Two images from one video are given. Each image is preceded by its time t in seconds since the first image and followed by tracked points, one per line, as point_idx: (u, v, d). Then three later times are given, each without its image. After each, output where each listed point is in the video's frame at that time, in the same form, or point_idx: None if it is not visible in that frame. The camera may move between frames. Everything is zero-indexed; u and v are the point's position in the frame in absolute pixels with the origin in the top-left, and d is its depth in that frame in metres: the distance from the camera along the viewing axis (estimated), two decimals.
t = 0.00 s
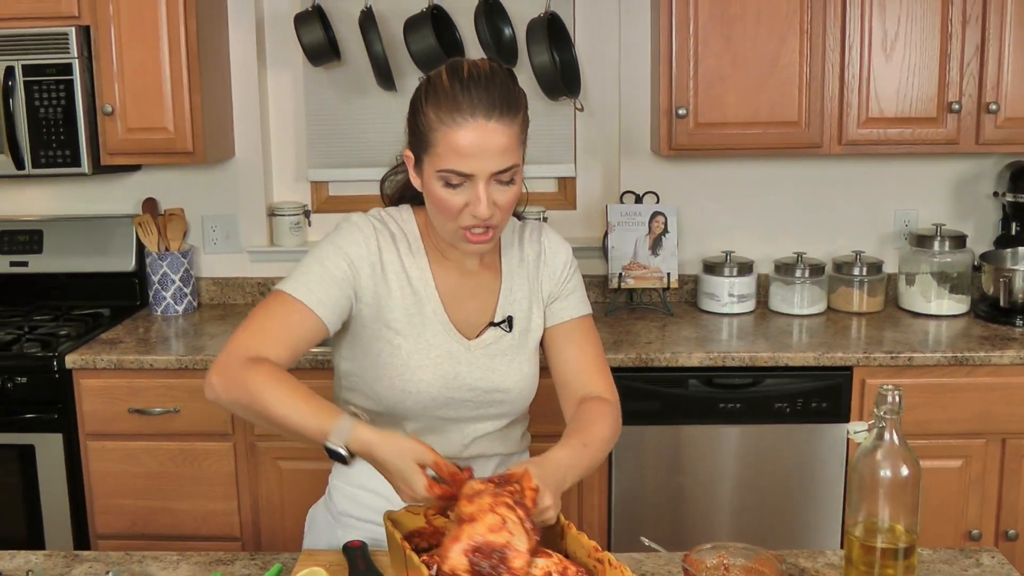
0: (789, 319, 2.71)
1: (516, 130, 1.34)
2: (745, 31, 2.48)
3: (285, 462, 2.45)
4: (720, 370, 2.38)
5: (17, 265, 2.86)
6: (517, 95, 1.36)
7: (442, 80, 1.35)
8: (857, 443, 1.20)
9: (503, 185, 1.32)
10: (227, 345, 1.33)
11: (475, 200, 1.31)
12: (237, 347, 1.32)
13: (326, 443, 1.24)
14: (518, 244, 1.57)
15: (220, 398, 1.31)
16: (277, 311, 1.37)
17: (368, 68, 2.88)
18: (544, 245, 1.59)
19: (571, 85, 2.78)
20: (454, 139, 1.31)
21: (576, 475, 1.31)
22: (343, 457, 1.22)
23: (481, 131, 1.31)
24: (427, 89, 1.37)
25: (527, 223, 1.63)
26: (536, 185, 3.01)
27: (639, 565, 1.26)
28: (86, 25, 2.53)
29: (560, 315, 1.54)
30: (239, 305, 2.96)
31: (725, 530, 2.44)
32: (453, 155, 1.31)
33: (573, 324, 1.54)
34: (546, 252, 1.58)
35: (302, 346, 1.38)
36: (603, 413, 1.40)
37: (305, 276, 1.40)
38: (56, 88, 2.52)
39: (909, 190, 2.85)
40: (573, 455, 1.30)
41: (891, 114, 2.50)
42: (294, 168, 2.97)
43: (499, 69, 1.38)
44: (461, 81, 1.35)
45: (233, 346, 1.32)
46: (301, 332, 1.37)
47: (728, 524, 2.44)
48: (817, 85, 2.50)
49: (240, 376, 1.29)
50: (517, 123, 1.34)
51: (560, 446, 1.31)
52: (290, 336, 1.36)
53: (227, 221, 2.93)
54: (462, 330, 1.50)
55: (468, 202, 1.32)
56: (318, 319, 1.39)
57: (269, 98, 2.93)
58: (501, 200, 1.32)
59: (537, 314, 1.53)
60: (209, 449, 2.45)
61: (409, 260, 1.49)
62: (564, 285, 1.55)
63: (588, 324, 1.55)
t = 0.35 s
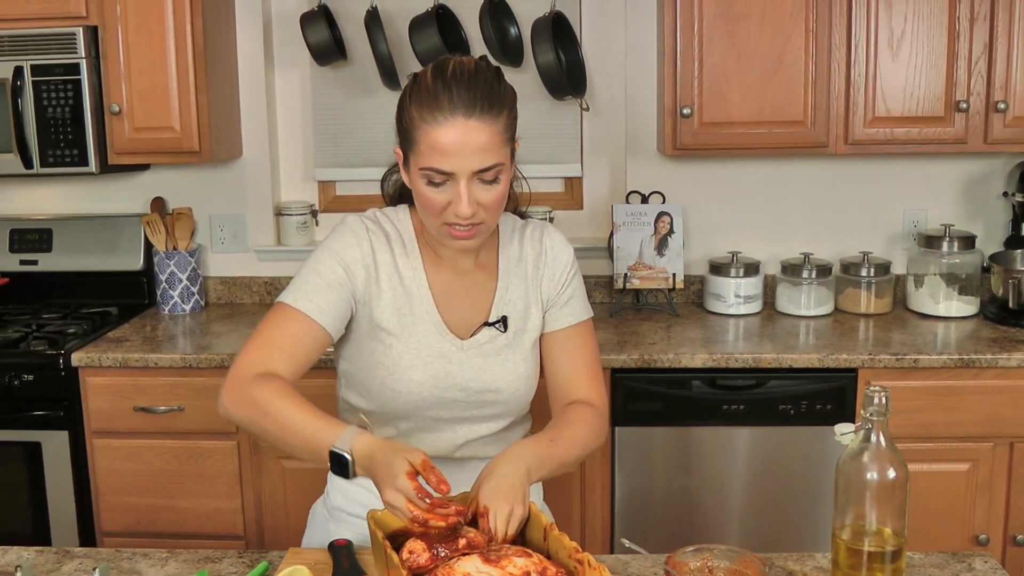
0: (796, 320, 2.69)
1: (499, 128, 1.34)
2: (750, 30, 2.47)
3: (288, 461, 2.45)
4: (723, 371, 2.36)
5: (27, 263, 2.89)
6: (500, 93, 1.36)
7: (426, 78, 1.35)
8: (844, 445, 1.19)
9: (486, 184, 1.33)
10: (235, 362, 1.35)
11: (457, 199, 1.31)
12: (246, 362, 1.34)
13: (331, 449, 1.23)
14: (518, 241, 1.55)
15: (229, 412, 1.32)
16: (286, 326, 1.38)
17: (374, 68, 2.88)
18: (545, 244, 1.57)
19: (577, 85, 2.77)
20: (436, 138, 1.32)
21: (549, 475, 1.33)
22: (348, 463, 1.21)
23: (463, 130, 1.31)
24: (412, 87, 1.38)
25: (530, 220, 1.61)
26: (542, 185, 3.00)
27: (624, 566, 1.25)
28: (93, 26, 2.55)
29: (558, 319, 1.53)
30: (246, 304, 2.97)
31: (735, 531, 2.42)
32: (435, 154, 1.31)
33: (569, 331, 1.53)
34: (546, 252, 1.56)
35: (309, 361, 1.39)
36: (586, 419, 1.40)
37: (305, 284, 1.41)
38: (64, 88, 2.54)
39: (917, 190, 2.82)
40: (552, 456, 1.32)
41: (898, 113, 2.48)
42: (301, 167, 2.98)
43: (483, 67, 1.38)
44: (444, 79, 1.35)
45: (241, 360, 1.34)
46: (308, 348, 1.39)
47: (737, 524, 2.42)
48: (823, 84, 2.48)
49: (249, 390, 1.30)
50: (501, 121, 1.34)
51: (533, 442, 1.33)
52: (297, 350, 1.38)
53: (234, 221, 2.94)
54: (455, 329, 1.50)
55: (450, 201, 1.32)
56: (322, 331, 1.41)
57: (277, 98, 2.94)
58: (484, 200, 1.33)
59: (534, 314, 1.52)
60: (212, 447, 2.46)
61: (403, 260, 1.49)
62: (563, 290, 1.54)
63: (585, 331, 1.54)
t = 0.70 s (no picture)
0: (806, 324, 2.67)
1: (501, 127, 1.33)
2: (757, 33, 2.46)
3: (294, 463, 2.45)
4: (731, 375, 2.35)
5: (40, 266, 2.92)
6: (502, 92, 1.35)
7: (428, 78, 1.35)
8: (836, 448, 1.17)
9: (487, 183, 1.31)
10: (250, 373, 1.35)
11: (458, 198, 1.30)
12: (262, 370, 1.34)
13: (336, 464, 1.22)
14: (519, 239, 1.55)
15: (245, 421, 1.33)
16: (301, 335, 1.38)
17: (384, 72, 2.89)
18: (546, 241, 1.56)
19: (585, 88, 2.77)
20: (438, 137, 1.31)
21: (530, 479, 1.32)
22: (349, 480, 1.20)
23: (464, 129, 1.30)
24: (414, 88, 1.38)
25: (531, 219, 1.60)
26: (552, 188, 3.00)
27: (616, 569, 1.25)
28: (104, 32, 2.58)
29: (553, 314, 1.51)
30: (257, 307, 2.98)
31: (746, 535, 2.41)
32: (436, 153, 1.31)
33: (567, 327, 1.51)
34: (546, 248, 1.55)
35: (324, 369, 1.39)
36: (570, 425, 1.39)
37: (315, 290, 1.41)
38: (75, 93, 2.57)
39: (929, 193, 2.79)
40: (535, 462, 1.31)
41: (907, 116, 2.46)
42: (311, 171, 3.00)
43: (486, 67, 1.37)
44: (446, 79, 1.35)
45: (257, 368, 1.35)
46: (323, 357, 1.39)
47: (753, 528, 2.40)
48: (831, 87, 2.47)
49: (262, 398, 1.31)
50: (502, 120, 1.33)
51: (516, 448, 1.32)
52: (311, 358, 1.38)
53: (245, 225, 2.96)
54: (455, 330, 1.49)
55: (452, 200, 1.31)
56: (335, 335, 1.41)
57: (287, 101, 2.95)
58: (485, 198, 1.31)
59: (535, 312, 1.51)
60: (220, 449, 2.47)
61: (406, 261, 1.48)
62: (561, 285, 1.53)
63: (583, 326, 1.52)
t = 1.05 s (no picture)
0: (818, 331, 2.65)
1: (489, 126, 1.35)
2: (770, 38, 2.45)
3: (303, 464, 2.46)
4: (739, 382, 2.34)
5: (55, 267, 2.96)
6: (491, 92, 1.37)
7: (417, 76, 1.37)
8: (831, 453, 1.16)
9: (476, 180, 1.33)
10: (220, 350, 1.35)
11: (448, 195, 1.32)
12: (233, 348, 1.34)
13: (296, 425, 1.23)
14: (507, 241, 1.57)
15: (212, 398, 1.33)
16: (276, 317, 1.38)
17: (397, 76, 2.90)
18: (534, 242, 1.58)
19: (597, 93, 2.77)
20: (427, 135, 1.33)
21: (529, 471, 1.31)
22: (309, 438, 1.21)
23: (452, 127, 1.32)
24: (403, 87, 1.39)
25: (519, 222, 1.62)
26: (564, 192, 3.00)
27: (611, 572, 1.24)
28: (120, 34, 2.61)
29: (546, 312, 1.52)
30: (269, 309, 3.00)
31: (752, 543, 2.39)
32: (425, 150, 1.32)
33: (559, 325, 1.52)
34: (535, 248, 1.57)
35: (297, 354, 1.39)
36: (567, 415, 1.38)
37: (298, 280, 1.42)
38: (90, 94, 2.60)
39: (943, 200, 2.77)
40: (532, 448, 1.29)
41: (920, 122, 2.44)
42: (325, 174, 3.02)
43: (475, 67, 1.39)
44: (435, 77, 1.36)
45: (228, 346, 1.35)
46: (297, 341, 1.39)
47: (766, 533, 2.39)
48: (844, 93, 2.45)
49: (230, 374, 1.30)
50: (490, 120, 1.35)
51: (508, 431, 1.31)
52: (285, 340, 1.37)
53: (259, 227, 2.97)
54: (447, 331, 1.50)
55: (441, 197, 1.33)
56: (314, 326, 1.41)
57: (302, 104, 2.97)
58: (475, 196, 1.33)
59: (525, 313, 1.52)
60: (229, 449, 2.48)
61: (395, 262, 1.50)
62: (552, 284, 1.54)
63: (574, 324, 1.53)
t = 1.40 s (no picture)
0: (831, 333, 2.64)
1: (490, 140, 1.36)
2: (782, 39, 2.44)
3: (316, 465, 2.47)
4: (750, 383, 2.33)
5: (73, 269, 3.00)
6: (493, 104, 1.38)
7: (420, 86, 1.37)
8: (831, 451, 1.16)
9: (475, 194, 1.35)
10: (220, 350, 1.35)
11: (446, 208, 1.34)
12: (235, 352, 1.35)
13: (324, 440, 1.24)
14: (509, 247, 1.58)
15: (213, 399, 1.32)
16: (277, 322, 1.40)
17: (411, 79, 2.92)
18: (537, 248, 1.60)
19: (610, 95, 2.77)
20: (427, 146, 1.34)
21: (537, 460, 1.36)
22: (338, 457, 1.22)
23: (453, 140, 1.33)
24: (406, 95, 1.40)
25: (520, 226, 1.63)
26: (577, 194, 3.00)
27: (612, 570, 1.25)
28: (136, 39, 2.64)
29: (547, 323, 1.55)
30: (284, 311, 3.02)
31: (763, 545, 2.39)
32: (426, 162, 1.33)
33: (563, 334, 1.56)
34: (538, 256, 1.59)
35: (294, 359, 1.41)
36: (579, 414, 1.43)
37: (295, 281, 1.43)
38: (107, 99, 2.64)
39: (959, 201, 2.75)
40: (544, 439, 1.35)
41: (933, 122, 2.43)
42: (340, 177, 3.04)
43: (479, 78, 1.40)
44: (438, 88, 1.37)
45: (230, 349, 1.35)
46: (296, 347, 1.41)
47: (779, 535, 2.38)
48: (857, 94, 2.44)
49: (235, 380, 1.32)
50: (491, 133, 1.36)
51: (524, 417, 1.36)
52: (284, 345, 1.39)
53: (274, 230, 2.99)
54: (443, 333, 1.51)
55: (439, 209, 1.35)
56: (310, 328, 1.42)
57: (317, 107, 2.99)
58: (473, 209, 1.35)
59: (523, 319, 1.54)
60: (243, 450, 2.50)
61: (394, 265, 1.51)
62: (553, 295, 1.56)
63: (578, 333, 1.56)
